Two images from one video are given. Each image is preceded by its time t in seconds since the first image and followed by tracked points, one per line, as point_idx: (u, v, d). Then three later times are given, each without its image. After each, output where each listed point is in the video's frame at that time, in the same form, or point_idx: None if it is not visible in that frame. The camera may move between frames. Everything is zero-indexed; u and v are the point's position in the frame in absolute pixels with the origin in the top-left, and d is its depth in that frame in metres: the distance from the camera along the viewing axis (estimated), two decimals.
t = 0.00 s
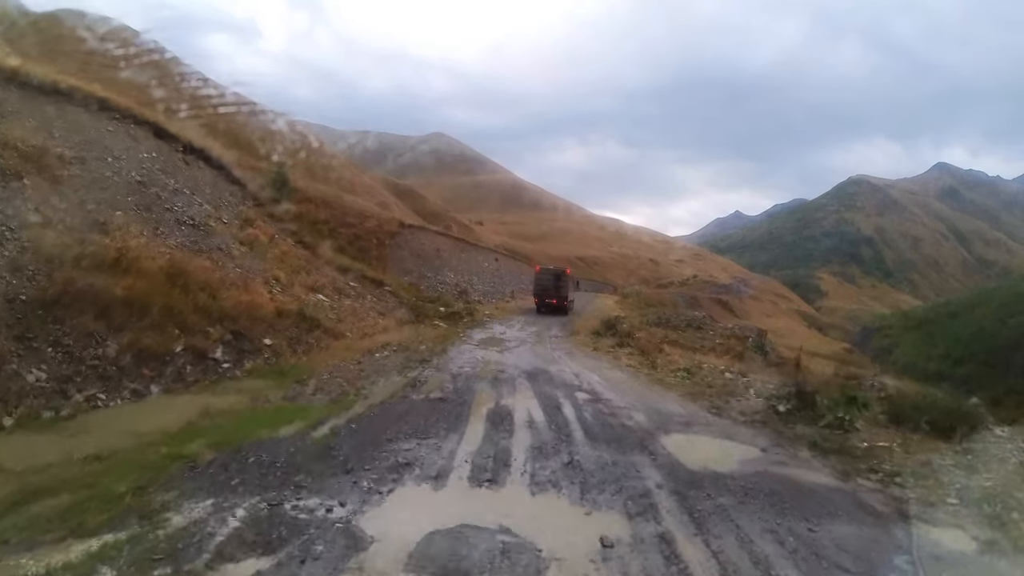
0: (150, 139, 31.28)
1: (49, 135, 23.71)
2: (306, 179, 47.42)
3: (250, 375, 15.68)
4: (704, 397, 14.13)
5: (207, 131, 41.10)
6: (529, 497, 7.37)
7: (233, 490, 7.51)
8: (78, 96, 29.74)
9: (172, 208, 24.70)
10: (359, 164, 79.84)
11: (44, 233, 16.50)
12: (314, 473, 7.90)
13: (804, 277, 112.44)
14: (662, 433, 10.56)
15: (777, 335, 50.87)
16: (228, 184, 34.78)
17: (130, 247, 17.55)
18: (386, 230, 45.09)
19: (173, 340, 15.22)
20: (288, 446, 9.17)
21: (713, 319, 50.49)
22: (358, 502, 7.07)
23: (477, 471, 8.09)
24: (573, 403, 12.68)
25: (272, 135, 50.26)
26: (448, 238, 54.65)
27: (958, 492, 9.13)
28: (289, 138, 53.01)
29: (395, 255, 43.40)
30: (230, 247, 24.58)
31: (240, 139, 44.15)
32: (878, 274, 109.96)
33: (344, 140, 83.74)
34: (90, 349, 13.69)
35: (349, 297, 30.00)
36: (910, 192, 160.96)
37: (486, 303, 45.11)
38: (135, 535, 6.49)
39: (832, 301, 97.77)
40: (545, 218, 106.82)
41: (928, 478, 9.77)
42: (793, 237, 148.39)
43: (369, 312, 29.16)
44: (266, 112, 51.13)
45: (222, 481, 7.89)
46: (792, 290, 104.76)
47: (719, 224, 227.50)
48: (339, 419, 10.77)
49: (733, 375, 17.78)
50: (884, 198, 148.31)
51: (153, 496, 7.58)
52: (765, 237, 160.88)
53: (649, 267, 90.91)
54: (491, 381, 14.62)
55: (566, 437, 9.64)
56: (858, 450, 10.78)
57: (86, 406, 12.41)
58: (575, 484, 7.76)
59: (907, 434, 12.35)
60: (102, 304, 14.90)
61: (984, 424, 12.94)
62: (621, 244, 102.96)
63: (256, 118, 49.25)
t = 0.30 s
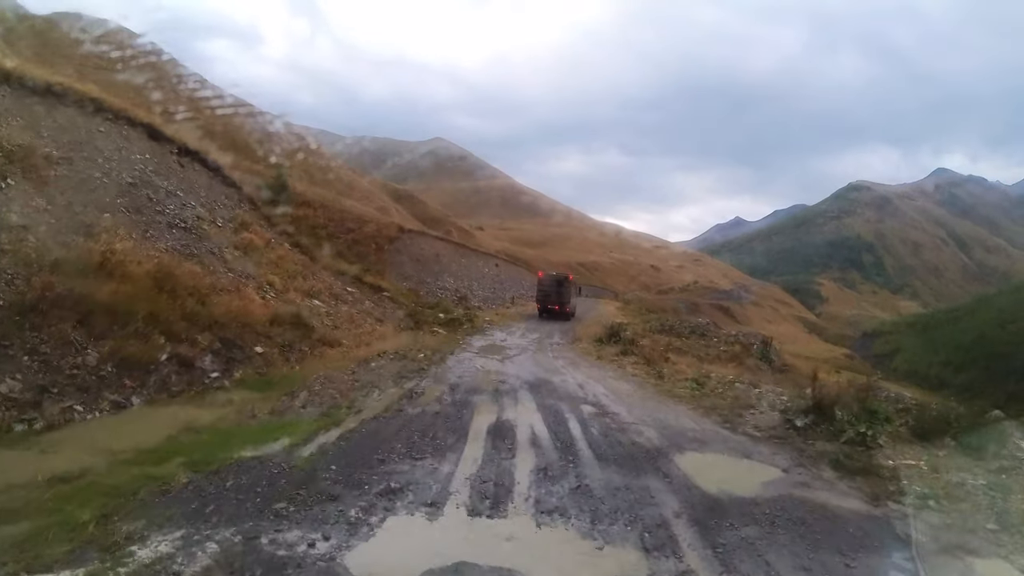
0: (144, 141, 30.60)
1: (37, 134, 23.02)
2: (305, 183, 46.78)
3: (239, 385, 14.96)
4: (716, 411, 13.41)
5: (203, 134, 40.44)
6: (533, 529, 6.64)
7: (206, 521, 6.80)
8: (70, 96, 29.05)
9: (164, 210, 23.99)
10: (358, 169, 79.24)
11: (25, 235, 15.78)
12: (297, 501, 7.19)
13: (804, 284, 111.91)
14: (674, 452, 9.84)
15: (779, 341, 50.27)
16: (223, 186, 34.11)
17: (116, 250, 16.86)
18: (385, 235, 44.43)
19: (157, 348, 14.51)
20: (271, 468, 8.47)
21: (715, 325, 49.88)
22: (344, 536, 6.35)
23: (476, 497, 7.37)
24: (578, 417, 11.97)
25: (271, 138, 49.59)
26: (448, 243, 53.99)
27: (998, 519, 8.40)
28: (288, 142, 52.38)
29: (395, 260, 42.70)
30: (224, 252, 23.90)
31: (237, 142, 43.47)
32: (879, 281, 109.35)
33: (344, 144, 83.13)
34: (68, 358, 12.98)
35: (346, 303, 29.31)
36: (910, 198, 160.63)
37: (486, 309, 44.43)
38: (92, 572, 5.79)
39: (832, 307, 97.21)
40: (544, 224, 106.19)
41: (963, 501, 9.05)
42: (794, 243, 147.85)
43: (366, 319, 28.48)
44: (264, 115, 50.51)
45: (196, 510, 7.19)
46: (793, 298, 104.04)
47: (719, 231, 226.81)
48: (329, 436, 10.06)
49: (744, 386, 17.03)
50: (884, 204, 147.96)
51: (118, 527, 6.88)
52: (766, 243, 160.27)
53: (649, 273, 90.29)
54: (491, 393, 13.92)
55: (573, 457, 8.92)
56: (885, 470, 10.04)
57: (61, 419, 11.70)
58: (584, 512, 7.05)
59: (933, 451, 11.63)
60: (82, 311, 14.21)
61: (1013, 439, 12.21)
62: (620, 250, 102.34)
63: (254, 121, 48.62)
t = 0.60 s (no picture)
0: (138, 140, 29.97)
1: (26, 132, 22.37)
2: (305, 183, 46.19)
3: (228, 394, 14.29)
4: (730, 422, 12.72)
5: (201, 134, 39.83)
6: (536, 563, 5.97)
7: (172, 555, 6.11)
8: (63, 94, 28.41)
9: (157, 211, 23.35)
10: (358, 170, 78.48)
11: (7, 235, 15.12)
12: (275, 530, 6.51)
13: (807, 286, 111.23)
14: (686, 470, 9.16)
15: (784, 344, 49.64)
16: (220, 187, 33.47)
17: (101, 252, 16.19)
18: (386, 237, 43.79)
19: (142, 355, 13.83)
20: (250, 490, 7.79)
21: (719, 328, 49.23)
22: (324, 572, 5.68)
23: (472, 524, 6.71)
24: (584, 430, 11.29)
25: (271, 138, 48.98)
26: (450, 245, 53.36)
27: None
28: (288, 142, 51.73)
29: (396, 262, 42.07)
30: (217, 253, 23.24)
31: (236, 142, 42.84)
32: (882, 283, 108.65)
33: (344, 144, 82.44)
34: (46, 365, 12.30)
35: (344, 306, 28.67)
36: (913, 200, 160.02)
37: (488, 312, 43.80)
38: None
39: (836, 309, 96.58)
40: (546, 227, 105.64)
41: (1002, 523, 8.35)
42: (797, 245, 147.08)
43: (365, 322, 27.81)
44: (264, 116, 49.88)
45: (164, 540, 6.50)
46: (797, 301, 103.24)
47: (721, 234, 225.86)
48: (317, 452, 9.37)
49: (756, 394, 16.32)
50: (888, 206, 147.38)
51: (75, 558, 6.21)
52: (769, 246, 159.54)
53: (652, 275, 89.66)
54: (492, 403, 13.23)
55: (579, 477, 8.24)
56: (914, 489, 9.36)
57: (35, 431, 11.01)
58: (593, 543, 6.38)
59: (962, 466, 10.94)
60: (63, 315, 13.54)
61: None
62: (623, 252, 101.70)
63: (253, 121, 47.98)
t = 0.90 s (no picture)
0: (134, 140, 29.40)
1: (15, 131, 21.80)
2: (306, 184, 45.63)
3: (216, 403, 13.66)
4: (744, 433, 12.06)
5: (200, 134, 39.29)
6: None
7: None
8: (56, 94, 27.86)
9: (149, 212, 22.75)
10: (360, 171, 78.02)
11: None
12: (247, 563, 5.89)
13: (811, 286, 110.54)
14: (699, 488, 8.51)
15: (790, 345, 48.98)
16: (218, 187, 32.90)
17: (86, 254, 15.58)
18: (388, 238, 43.21)
19: (124, 362, 13.21)
20: (226, 514, 7.16)
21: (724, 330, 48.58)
22: None
23: (466, 555, 6.07)
24: (590, 442, 10.64)
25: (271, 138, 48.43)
26: (453, 246, 52.78)
27: None
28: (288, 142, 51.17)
29: (397, 263, 41.48)
30: (212, 254, 22.67)
31: (236, 142, 42.30)
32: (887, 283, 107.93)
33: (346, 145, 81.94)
34: (23, 372, 11.68)
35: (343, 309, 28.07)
36: (917, 200, 159.27)
37: (491, 314, 43.19)
38: None
39: (840, 309, 95.91)
40: (548, 228, 105.05)
41: None
42: (801, 245, 146.33)
43: (365, 326, 27.21)
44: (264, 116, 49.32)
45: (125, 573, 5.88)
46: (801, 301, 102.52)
47: (725, 235, 224.99)
48: (303, 469, 8.74)
49: (768, 401, 15.67)
50: (892, 206, 146.62)
51: None
52: (773, 246, 158.80)
53: (655, 276, 89.05)
54: (492, 413, 12.58)
55: (583, 500, 7.60)
56: (944, 508, 8.71)
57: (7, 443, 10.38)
58: None
59: (991, 481, 10.27)
60: (43, 321, 12.95)
61: None
62: (626, 253, 101.09)
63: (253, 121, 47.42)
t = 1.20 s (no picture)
0: (128, 142, 28.80)
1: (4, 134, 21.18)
2: (306, 187, 45.04)
3: (205, 416, 12.99)
4: (764, 448, 11.38)
5: (198, 137, 38.71)
6: None
7: None
8: (49, 96, 27.26)
9: (142, 216, 22.10)
10: (360, 175, 77.47)
11: None
12: None
13: (815, 289, 109.87)
14: (721, 514, 7.85)
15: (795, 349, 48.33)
16: (215, 191, 32.29)
17: (71, 260, 14.92)
18: (390, 242, 42.60)
19: (107, 374, 12.52)
20: (203, 549, 6.48)
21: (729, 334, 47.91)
22: None
23: None
24: (601, 460, 9.96)
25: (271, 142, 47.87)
26: (455, 250, 52.17)
27: None
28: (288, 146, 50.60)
29: (399, 267, 40.85)
30: (207, 260, 22.02)
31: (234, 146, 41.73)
32: (890, 285, 107.26)
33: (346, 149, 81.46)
34: None
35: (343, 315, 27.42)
36: (920, 202, 158.60)
37: (494, 319, 42.55)
38: None
39: (844, 311, 95.25)
40: (550, 232, 104.43)
41: None
42: (804, 248, 145.65)
43: (365, 332, 26.53)
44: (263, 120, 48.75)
45: None
46: (804, 304, 101.86)
47: (726, 238, 224.34)
48: (291, 494, 8.07)
49: (784, 412, 14.99)
50: (895, 208, 145.94)
51: None
52: (776, 249, 158.15)
53: (658, 279, 88.44)
54: (495, 427, 11.90)
55: (597, 531, 6.91)
56: (986, 533, 8.05)
57: None
58: None
59: None
60: (23, 331, 12.28)
61: None
62: (628, 257, 100.50)
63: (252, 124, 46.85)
